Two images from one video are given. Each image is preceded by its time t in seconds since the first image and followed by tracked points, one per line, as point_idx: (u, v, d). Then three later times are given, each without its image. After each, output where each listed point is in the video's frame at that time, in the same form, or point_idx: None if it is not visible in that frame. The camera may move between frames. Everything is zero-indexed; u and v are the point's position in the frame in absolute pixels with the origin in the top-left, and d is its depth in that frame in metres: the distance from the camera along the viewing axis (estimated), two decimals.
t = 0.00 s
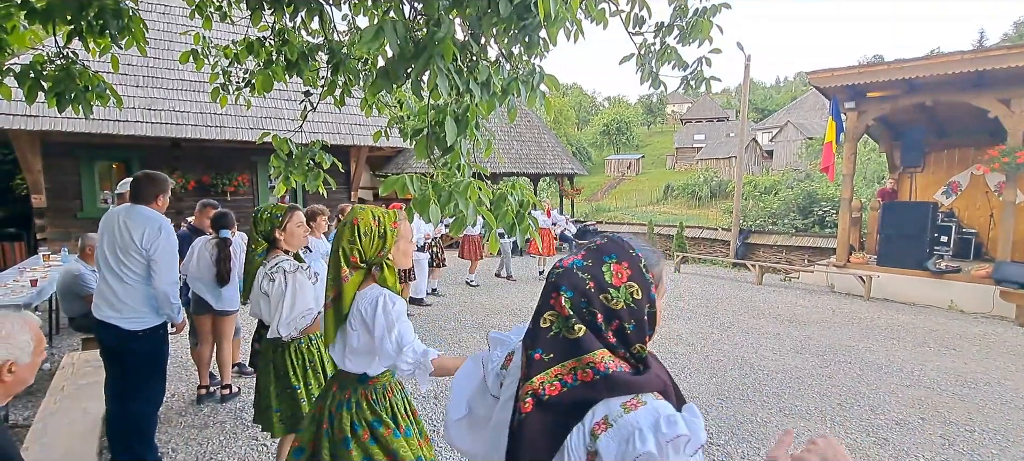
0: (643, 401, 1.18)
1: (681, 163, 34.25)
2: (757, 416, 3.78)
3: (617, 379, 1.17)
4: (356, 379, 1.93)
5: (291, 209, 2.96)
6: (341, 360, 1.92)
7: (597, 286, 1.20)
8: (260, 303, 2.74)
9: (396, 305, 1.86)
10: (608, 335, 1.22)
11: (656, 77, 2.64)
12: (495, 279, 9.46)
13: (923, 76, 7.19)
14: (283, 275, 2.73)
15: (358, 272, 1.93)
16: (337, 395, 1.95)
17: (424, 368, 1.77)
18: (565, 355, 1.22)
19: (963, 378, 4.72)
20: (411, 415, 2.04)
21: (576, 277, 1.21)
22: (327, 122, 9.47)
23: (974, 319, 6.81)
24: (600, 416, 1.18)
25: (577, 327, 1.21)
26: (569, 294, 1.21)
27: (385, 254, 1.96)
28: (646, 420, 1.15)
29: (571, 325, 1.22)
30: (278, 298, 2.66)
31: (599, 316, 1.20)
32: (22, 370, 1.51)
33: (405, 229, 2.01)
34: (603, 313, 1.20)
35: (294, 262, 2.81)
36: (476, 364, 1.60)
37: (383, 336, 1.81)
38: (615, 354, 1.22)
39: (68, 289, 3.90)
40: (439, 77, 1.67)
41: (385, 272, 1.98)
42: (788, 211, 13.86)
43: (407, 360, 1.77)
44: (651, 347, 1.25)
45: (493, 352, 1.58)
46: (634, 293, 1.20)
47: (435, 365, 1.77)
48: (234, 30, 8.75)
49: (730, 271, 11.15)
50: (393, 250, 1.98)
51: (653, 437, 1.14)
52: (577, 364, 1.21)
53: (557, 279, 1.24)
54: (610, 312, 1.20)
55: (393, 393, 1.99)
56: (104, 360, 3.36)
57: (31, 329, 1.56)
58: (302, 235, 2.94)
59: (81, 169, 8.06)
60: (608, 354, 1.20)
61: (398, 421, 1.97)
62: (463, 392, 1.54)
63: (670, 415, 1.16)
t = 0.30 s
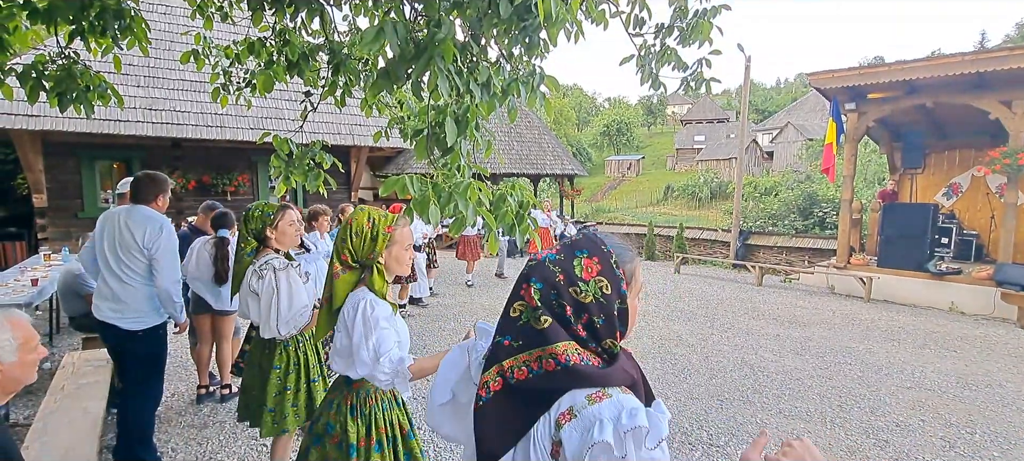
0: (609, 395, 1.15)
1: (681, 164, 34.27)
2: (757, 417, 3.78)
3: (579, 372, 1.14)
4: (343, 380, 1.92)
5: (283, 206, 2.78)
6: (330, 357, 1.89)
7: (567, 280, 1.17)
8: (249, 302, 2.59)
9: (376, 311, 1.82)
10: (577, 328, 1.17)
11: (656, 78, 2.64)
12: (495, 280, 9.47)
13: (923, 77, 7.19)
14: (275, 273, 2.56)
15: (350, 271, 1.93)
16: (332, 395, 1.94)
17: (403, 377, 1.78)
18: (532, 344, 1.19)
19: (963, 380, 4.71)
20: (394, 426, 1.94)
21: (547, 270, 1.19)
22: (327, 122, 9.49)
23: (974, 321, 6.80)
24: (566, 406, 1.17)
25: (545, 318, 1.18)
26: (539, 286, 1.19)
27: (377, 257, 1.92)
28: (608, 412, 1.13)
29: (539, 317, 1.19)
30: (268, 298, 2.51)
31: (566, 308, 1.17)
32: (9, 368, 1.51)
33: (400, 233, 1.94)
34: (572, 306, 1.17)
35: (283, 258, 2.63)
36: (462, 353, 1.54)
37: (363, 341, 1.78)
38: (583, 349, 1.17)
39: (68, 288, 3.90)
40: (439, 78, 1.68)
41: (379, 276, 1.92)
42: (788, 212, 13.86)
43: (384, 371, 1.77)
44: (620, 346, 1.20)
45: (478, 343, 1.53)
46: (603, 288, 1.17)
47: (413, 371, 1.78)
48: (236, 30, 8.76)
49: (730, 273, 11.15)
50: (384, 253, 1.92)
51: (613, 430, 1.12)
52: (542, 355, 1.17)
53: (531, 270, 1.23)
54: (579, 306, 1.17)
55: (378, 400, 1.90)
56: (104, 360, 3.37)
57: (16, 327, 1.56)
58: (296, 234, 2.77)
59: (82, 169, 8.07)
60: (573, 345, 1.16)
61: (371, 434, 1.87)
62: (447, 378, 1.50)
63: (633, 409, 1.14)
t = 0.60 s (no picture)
0: (633, 418, 1.04)
1: (681, 165, 34.31)
2: (756, 418, 3.79)
3: (593, 390, 1.04)
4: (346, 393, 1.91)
5: (286, 210, 2.79)
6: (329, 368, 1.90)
7: (572, 293, 1.10)
8: (247, 308, 2.59)
9: (387, 320, 1.80)
10: (586, 340, 1.09)
11: (655, 79, 2.64)
12: (493, 281, 9.49)
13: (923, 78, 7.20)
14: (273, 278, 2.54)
15: (353, 278, 1.92)
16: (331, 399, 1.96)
17: (413, 388, 1.76)
18: (538, 355, 1.12)
19: (964, 381, 4.72)
20: (394, 440, 1.92)
21: (552, 280, 1.13)
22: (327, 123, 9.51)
23: (974, 323, 6.81)
24: (586, 430, 1.05)
25: (551, 330, 1.11)
26: (544, 297, 1.13)
27: (377, 264, 1.89)
28: (634, 438, 1.02)
29: (544, 329, 1.12)
30: (264, 304, 2.50)
31: (572, 321, 1.10)
32: (4, 370, 1.44)
33: (400, 239, 1.91)
34: (578, 319, 1.09)
35: (284, 264, 2.60)
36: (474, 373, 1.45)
37: (372, 350, 1.77)
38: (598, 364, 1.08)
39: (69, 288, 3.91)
40: (439, 79, 1.68)
41: (381, 283, 1.90)
42: (788, 213, 13.87)
43: (395, 380, 1.75)
44: (635, 365, 1.09)
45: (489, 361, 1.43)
46: (610, 303, 1.08)
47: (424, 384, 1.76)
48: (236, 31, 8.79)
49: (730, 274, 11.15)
50: (386, 260, 1.90)
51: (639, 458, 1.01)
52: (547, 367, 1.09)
53: (537, 279, 1.17)
54: (586, 320, 1.09)
55: (379, 413, 1.89)
56: (104, 360, 3.37)
57: (11, 328, 1.49)
58: (299, 239, 2.76)
59: (82, 170, 8.08)
60: (581, 359, 1.07)
61: (370, 448, 1.86)
62: (458, 400, 1.39)
63: (659, 435, 1.02)
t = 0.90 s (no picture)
0: None
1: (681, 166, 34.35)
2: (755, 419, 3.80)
3: (688, 427, 0.82)
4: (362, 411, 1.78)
5: (297, 214, 2.75)
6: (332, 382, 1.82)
7: (650, 305, 0.88)
8: (251, 317, 2.54)
9: (406, 327, 1.65)
10: (672, 363, 0.87)
11: (655, 80, 2.64)
12: (494, 282, 9.50)
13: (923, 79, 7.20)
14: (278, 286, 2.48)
15: (358, 282, 1.82)
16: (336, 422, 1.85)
17: (438, 403, 1.56)
18: (615, 381, 0.89)
19: (963, 382, 4.72)
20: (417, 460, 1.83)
21: (625, 290, 0.91)
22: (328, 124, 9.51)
23: (974, 324, 6.81)
24: None
25: (627, 350, 0.88)
26: (617, 310, 0.90)
27: (382, 265, 1.78)
28: None
29: (618, 349, 0.89)
30: (269, 311, 2.43)
31: (652, 339, 0.87)
32: None
33: (406, 239, 1.79)
34: (659, 337, 0.87)
35: (288, 271, 2.56)
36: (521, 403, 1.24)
37: (391, 360, 1.61)
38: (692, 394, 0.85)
39: (70, 289, 3.91)
40: (438, 80, 1.68)
41: (390, 287, 1.76)
42: (788, 214, 13.89)
43: (418, 392, 1.58)
44: (734, 395, 0.87)
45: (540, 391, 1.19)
46: (700, 319, 0.86)
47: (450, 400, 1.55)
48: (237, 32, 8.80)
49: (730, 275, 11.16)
50: (391, 261, 1.78)
51: None
52: (625, 396, 0.88)
53: (603, 290, 0.95)
54: (668, 337, 0.87)
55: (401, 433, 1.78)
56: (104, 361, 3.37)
57: (8, 329, 1.49)
58: (307, 245, 2.70)
59: (83, 170, 8.09)
60: (668, 384, 0.85)
61: None
62: (504, 433, 1.18)
63: None
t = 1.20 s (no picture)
0: None
1: (682, 167, 34.36)
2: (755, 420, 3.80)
3: None
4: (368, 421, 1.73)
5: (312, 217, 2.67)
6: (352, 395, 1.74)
7: (715, 333, 0.74)
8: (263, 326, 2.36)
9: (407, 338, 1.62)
10: (736, 402, 0.73)
11: (656, 81, 2.64)
12: (494, 283, 9.50)
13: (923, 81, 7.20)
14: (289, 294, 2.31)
15: (365, 287, 1.78)
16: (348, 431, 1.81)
17: (439, 424, 1.56)
18: (666, 417, 0.76)
19: (964, 384, 4.72)
20: None
21: (686, 315, 0.77)
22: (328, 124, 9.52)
23: (975, 326, 6.80)
24: None
25: (683, 383, 0.75)
26: (675, 337, 0.76)
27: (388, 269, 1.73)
28: None
29: (673, 382, 0.76)
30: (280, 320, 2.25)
31: (714, 370, 0.74)
32: None
33: (411, 239, 1.74)
34: (723, 370, 0.74)
35: (303, 278, 2.38)
36: (559, 418, 1.15)
37: (392, 374, 1.59)
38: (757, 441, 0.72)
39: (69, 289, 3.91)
40: (439, 80, 1.67)
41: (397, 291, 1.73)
42: (789, 215, 13.89)
43: (420, 410, 1.56)
44: (809, 443, 0.73)
45: (586, 409, 1.12)
46: (773, 353, 0.72)
47: (453, 420, 1.56)
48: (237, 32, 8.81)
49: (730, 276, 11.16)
50: (396, 263, 1.73)
51: None
52: (674, 436, 0.74)
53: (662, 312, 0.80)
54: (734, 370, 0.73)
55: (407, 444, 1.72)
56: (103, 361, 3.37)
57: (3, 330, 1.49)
58: (324, 249, 2.59)
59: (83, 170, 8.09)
60: (727, 428, 0.72)
61: None
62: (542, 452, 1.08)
63: None
